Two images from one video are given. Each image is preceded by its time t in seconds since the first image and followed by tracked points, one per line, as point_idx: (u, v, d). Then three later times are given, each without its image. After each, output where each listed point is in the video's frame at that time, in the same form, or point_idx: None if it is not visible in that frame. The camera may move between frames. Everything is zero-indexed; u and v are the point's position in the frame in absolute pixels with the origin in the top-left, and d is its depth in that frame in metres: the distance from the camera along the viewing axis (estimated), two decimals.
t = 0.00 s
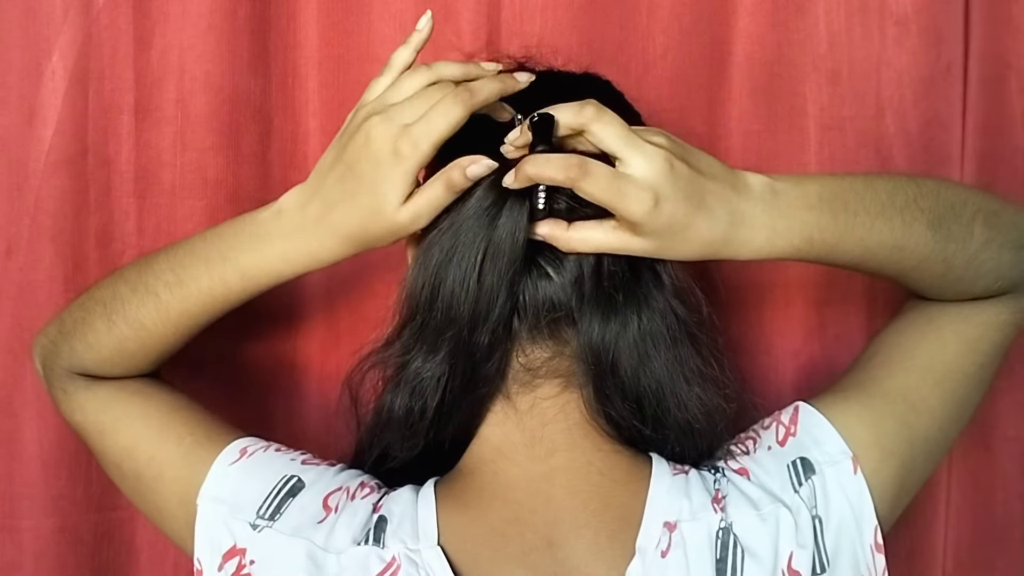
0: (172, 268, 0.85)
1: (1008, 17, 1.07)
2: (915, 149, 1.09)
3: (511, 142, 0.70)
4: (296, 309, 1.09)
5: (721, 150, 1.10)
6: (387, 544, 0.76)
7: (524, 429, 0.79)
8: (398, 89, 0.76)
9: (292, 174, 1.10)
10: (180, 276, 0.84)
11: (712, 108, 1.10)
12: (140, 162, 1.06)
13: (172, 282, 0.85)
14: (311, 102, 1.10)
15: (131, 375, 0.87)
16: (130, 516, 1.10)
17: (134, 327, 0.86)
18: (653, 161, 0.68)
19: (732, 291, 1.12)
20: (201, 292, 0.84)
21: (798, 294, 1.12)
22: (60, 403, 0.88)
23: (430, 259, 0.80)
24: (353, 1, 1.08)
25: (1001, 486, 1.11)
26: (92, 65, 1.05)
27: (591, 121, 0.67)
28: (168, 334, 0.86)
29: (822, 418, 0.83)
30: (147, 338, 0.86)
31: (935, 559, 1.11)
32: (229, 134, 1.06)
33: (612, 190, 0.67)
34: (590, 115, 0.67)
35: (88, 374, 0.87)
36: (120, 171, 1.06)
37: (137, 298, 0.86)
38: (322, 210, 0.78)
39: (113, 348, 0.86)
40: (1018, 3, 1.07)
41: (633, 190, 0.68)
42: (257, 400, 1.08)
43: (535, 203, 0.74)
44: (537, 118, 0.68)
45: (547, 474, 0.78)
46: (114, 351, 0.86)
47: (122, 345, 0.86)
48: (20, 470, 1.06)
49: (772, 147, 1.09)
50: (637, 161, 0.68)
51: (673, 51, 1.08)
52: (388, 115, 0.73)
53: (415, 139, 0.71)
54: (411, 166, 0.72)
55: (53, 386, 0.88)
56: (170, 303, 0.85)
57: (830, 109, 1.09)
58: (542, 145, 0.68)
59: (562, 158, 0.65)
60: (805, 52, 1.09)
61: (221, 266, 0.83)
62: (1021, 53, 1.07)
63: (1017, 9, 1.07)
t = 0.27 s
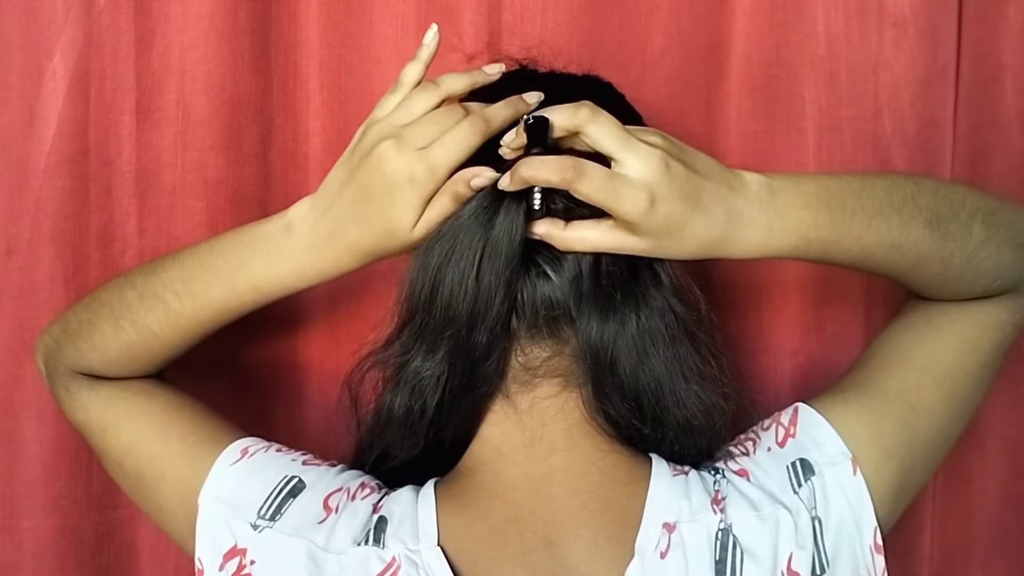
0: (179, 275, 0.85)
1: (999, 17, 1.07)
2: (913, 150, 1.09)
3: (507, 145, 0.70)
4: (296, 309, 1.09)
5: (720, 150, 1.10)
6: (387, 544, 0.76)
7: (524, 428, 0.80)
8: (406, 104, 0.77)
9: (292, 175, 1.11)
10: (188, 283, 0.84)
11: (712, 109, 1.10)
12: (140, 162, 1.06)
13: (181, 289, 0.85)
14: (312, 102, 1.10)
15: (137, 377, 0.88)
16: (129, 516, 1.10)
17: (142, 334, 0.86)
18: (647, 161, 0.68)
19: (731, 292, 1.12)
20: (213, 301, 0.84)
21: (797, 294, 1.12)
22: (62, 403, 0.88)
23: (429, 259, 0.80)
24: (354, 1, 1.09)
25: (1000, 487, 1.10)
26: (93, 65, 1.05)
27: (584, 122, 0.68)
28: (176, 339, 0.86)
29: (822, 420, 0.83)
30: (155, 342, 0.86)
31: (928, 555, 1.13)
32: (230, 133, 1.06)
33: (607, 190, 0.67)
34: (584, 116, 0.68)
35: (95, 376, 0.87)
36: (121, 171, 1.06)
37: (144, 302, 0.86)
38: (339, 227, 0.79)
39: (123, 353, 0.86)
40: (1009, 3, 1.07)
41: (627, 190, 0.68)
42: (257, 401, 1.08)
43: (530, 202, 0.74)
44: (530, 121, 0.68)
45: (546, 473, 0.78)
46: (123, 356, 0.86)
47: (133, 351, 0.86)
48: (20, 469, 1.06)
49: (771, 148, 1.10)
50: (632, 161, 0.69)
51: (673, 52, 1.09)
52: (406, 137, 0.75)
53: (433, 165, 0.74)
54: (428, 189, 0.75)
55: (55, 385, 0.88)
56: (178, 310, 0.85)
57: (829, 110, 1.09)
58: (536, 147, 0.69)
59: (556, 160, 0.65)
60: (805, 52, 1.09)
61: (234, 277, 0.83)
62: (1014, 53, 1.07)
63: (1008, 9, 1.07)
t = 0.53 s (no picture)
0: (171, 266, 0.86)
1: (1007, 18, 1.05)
2: (913, 150, 1.09)
3: (509, 150, 0.71)
4: (296, 309, 1.09)
5: (720, 151, 1.10)
6: (387, 544, 0.76)
7: (525, 427, 0.79)
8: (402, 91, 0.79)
9: (292, 175, 1.11)
10: (177, 270, 0.85)
11: (712, 109, 1.10)
12: (140, 162, 1.06)
13: (169, 278, 0.85)
14: (312, 103, 1.10)
15: (129, 381, 0.88)
16: (129, 516, 1.09)
17: (127, 325, 0.86)
18: (651, 159, 0.68)
19: (731, 291, 1.12)
20: (196, 288, 0.84)
21: (798, 294, 1.12)
22: (59, 409, 0.89)
23: (431, 258, 0.80)
24: (354, 2, 1.09)
25: (1002, 487, 1.10)
26: (93, 66, 1.05)
27: (587, 124, 0.68)
28: (163, 335, 0.86)
29: (823, 421, 0.83)
30: (142, 336, 0.86)
31: (928, 552, 1.13)
32: (229, 134, 1.06)
33: (611, 190, 0.66)
34: (586, 119, 0.68)
35: (89, 381, 0.87)
36: (120, 172, 1.06)
37: (133, 296, 0.86)
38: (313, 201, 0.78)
39: (108, 347, 0.86)
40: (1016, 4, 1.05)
41: (632, 188, 0.67)
42: (258, 401, 1.09)
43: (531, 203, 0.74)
44: (537, 122, 0.69)
45: (546, 473, 0.78)
46: (111, 355, 0.86)
47: (116, 343, 0.86)
48: (21, 470, 1.06)
49: (771, 148, 1.10)
50: (636, 161, 0.68)
51: (672, 52, 1.09)
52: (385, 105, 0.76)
53: (399, 114, 0.73)
54: (394, 138, 0.72)
55: (53, 392, 0.89)
56: (164, 300, 0.85)
57: (829, 110, 1.09)
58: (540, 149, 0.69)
59: (560, 161, 0.65)
60: (805, 52, 1.09)
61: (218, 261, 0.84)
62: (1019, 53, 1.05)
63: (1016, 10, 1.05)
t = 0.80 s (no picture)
0: (175, 270, 0.86)
1: (1000, 18, 1.05)
2: (913, 149, 1.09)
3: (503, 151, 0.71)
4: (295, 309, 1.09)
5: (720, 150, 1.10)
6: (387, 543, 0.76)
7: (523, 426, 0.79)
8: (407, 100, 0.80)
9: (291, 175, 1.11)
10: (182, 275, 0.85)
11: (711, 108, 1.10)
12: (139, 162, 1.06)
13: (173, 282, 0.85)
14: (311, 102, 1.10)
15: (128, 382, 0.87)
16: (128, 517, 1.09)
17: (130, 327, 0.86)
18: (645, 162, 0.67)
19: (732, 291, 1.12)
20: (199, 293, 0.84)
21: (798, 294, 1.11)
22: (57, 410, 0.88)
23: (430, 257, 0.81)
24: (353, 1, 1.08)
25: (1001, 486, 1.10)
26: (91, 65, 1.05)
27: (579, 126, 0.67)
28: (164, 340, 0.86)
29: (821, 421, 0.83)
30: (143, 340, 0.86)
31: (928, 552, 1.13)
32: (228, 133, 1.06)
33: (604, 192, 0.66)
34: (579, 122, 0.67)
35: (88, 381, 0.87)
36: (118, 171, 1.06)
37: (138, 297, 0.86)
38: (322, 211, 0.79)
39: (109, 349, 0.86)
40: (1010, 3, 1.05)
41: (626, 190, 0.67)
42: (257, 402, 1.08)
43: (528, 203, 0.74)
44: (531, 123, 0.69)
45: (545, 471, 0.78)
46: (112, 355, 0.86)
47: (117, 344, 0.86)
48: (18, 470, 1.06)
49: (770, 148, 1.09)
50: (630, 164, 0.68)
51: (671, 52, 1.09)
52: (400, 120, 0.77)
53: (414, 129, 0.73)
54: (410, 154, 0.73)
55: (52, 392, 0.88)
56: (167, 304, 0.85)
57: (829, 109, 1.09)
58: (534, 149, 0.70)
59: (555, 162, 0.65)
60: (804, 52, 1.09)
61: (223, 265, 0.84)
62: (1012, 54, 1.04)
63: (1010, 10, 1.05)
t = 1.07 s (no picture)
0: (184, 264, 0.87)
1: (1002, 20, 1.07)
2: (913, 150, 1.09)
3: (503, 151, 0.71)
4: (296, 308, 1.09)
5: (720, 151, 1.10)
6: (385, 541, 0.76)
7: (522, 425, 0.79)
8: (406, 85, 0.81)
9: (291, 175, 1.11)
10: (192, 268, 0.86)
11: (711, 108, 1.10)
12: (139, 161, 1.06)
13: (184, 276, 0.86)
14: (311, 102, 1.10)
15: (133, 377, 0.88)
16: (128, 516, 1.09)
17: (139, 322, 0.86)
18: (645, 164, 0.68)
19: (731, 291, 1.12)
20: (210, 286, 0.85)
21: (797, 293, 1.12)
22: (60, 407, 0.88)
23: (429, 256, 0.81)
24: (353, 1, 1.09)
25: (1000, 485, 1.10)
26: (92, 65, 1.05)
27: (576, 128, 0.67)
28: (172, 335, 0.87)
29: (820, 420, 0.83)
30: (151, 334, 0.86)
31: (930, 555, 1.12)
32: (228, 132, 1.06)
33: (604, 193, 0.66)
34: (579, 123, 0.67)
35: (93, 376, 0.87)
36: (119, 171, 1.06)
37: (145, 293, 0.87)
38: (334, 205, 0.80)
39: (118, 343, 0.86)
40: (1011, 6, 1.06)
41: (626, 191, 0.67)
42: (257, 402, 1.08)
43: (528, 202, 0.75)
44: (530, 124, 0.69)
45: (544, 470, 0.78)
46: (119, 349, 0.86)
47: (126, 338, 0.87)
48: (18, 469, 1.06)
49: (770, 148, 1.10)
50: (629, 165, 0.68)
51: (671, 52, 1.09)
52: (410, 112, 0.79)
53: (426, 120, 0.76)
54: (421, 144, 0.75)
55: (54, 388, 0.88)
56: (177, 297, 0.86)
57: (828, 110, 1.09)
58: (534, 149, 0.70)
59: (555, 162, 0.65)
60: (804, 52, 1.09)
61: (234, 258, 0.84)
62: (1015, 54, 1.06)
63: (1011, 13, 1.06)
